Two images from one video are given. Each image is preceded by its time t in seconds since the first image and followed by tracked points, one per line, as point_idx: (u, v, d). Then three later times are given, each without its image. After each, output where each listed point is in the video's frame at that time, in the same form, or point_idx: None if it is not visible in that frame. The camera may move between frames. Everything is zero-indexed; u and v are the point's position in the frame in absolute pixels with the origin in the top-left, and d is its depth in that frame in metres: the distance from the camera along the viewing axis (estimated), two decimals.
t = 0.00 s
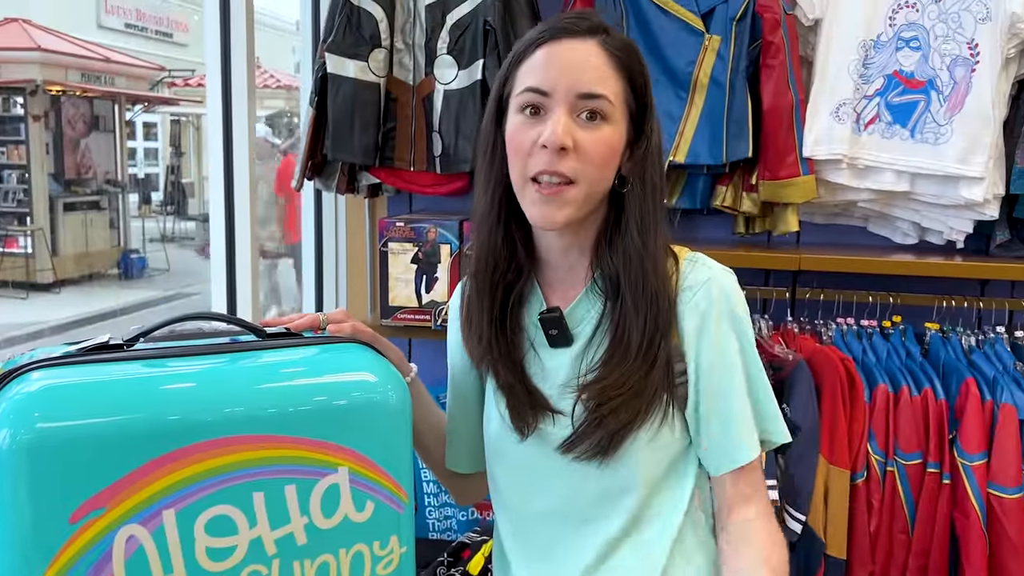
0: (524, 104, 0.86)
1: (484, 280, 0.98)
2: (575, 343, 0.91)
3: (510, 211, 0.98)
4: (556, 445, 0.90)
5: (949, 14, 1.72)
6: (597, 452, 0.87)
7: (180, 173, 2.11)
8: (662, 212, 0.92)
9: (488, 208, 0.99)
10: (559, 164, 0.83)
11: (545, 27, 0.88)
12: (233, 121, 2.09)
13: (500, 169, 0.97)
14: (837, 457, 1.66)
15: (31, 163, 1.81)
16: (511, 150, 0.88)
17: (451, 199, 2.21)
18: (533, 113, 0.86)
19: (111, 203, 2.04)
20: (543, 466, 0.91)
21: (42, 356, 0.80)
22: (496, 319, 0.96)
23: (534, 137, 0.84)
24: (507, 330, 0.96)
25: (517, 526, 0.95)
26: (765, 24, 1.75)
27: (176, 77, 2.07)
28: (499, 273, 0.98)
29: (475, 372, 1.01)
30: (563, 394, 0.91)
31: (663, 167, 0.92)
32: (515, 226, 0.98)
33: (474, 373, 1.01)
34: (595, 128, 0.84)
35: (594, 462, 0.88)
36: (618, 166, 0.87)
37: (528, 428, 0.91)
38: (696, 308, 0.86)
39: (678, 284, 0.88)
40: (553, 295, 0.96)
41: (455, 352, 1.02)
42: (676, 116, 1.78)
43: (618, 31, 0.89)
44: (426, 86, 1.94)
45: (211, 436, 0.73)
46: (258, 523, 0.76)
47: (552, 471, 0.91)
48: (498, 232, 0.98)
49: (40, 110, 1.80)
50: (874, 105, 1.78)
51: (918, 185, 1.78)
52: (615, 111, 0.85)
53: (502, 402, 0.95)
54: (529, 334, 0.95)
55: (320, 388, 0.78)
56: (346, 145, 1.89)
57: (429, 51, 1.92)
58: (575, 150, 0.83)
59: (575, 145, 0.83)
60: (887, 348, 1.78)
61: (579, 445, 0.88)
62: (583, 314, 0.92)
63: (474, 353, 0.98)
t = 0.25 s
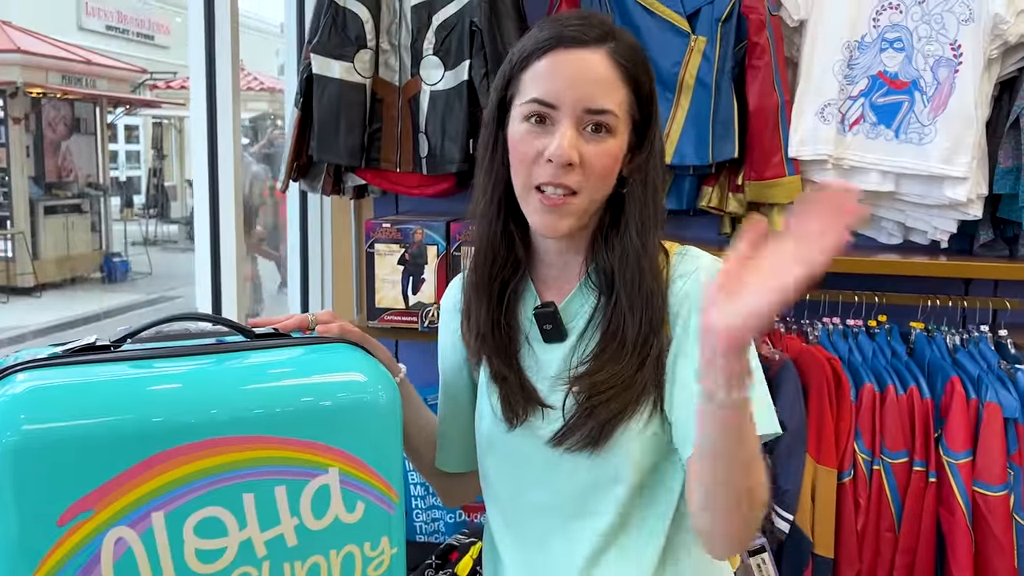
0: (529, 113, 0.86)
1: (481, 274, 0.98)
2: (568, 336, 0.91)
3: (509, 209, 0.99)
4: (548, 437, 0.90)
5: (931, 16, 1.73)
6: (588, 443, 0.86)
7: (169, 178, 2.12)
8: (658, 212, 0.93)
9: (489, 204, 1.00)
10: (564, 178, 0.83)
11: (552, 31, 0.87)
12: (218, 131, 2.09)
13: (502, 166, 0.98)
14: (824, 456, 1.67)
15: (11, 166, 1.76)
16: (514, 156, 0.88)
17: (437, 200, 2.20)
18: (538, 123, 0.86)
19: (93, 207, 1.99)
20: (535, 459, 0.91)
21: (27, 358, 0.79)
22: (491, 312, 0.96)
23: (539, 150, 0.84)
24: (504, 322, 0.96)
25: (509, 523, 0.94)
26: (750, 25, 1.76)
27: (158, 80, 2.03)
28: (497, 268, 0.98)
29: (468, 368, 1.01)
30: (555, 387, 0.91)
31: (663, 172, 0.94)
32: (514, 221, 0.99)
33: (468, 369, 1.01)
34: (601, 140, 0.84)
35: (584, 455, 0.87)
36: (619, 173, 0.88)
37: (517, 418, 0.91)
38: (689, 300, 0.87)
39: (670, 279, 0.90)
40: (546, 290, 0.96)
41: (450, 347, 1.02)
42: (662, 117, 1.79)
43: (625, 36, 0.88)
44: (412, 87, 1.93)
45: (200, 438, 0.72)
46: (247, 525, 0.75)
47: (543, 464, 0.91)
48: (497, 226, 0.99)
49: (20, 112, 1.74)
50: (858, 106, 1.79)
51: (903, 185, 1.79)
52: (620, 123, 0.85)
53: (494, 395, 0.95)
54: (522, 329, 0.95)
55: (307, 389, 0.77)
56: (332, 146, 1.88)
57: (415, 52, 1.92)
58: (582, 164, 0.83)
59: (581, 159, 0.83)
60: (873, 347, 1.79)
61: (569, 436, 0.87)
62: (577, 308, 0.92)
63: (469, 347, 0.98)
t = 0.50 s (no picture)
0: (533, 103, 0.85)
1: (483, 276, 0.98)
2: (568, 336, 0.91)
3: (513, 209, 0.99)
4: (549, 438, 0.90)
5: (922, 15, 1.74)
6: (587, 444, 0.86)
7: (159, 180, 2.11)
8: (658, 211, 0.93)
9: (492, 205, 0.99)
10: (568, 165, 0.82)
11: (551, 23, 0.87)
12: (208, 134, 2.09)
13: (506, 167, 0.97)
14: (817, 454, 1.68)
15: None
16: (517, 147, 0.87)
17: (428, 200, 2.20)
18: (541, 112, 0.85)
19: (78, 208, 1.93)
20: (534, 459, 0.91)
21: (21, 359, 0.78)
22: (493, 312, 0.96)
23: (542, 138, 0.83)
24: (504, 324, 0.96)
25: (511, 526, 0.94)
26: (742, 24, 1.76)
27: (144, 80, 2.01)
28: (495, 268, 0.99)
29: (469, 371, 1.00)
30: (555, 387, 0.90)
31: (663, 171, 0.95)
32: (517, 222, 0.98)
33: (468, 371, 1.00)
34: (604, 129, 0.83)
35: (586, 454, 0.87)
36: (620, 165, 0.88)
37: (521, 420, 0.90)
38: (682, 295, 0.87)
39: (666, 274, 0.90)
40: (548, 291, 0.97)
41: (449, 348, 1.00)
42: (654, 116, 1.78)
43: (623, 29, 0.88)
44: (404, 86, 1.93)
45: (196, 439, 0.71)
46: (245, 526, 0.74)
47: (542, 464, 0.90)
48: (501, 227, 0.98)
49: (4, 112, 1.69)
50: (850, 105, 1.80)
51: (894, 183, 1.80)
52: (623, 112, 0.85)
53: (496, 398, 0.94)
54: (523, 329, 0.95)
55: (298, 389, 0.76)
56: (323, 145, 1.87)
57: (406, 51, 1.91)
58: (585, 151, 0.82)
59: (586, 146, 0.82)
60: (864, 345, 1.80)
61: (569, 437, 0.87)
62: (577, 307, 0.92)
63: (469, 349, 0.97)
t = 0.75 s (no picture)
0: (507, 114, 0.84)
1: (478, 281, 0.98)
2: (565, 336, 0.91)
3: (502, 211, 0.98)
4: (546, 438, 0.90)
5: (913, 14, 1.75)
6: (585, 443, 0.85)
7: (137, 181, 2.07)
8: (652, 207, 0.92)
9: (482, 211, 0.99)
10: (546, 176, 0.82)
11: (523, 29, 0.85)
12: (198, 135, 2.00)
13: (492, 172, 0.97)
14: (811, 452, 1.68)
15: None
16: (498, 156, 0.86)
17: (421, 200, 2.19)
18: (516, 125, 0.84)
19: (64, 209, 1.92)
20: (531, 459, 0.91)
21: (13, 361, 0.77)
22: (491, 315, 0.96)
23: (520, 150, 0.83)
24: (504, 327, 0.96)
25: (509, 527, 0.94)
26: (735, 23, 1.76)
27: (129, 80, 1.99)
28: (495, 272, 0.98)
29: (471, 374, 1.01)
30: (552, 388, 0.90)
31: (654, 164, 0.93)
32: (509, 224, 0.98)
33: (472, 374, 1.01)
34: (581, 134, 0.83)
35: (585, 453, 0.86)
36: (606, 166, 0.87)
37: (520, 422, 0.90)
38: (680, 295, 0.86)
39: (666, 274, 0.89)
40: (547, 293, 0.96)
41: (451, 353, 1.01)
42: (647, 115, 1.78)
43: (596, 23, 0.86)
44: (395, 85, 1.92)
45: (193, 440, 0.70)
46: (245, 529, 0.73)
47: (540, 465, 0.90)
48: (491, 230, 0.98)
49: None
50: (842, 104, 1.81)
51: (886, 182, 1.80)
52: (600, 115, 0.83)
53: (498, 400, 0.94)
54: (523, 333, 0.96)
55: (292, 391, 0.74)
56: (315, 145, 1.86)
57: (399, 50, 1.90)
58: (561, 160, 0.81)
59: (561, 156, 0.81)
60: (857, 344, 1.80)
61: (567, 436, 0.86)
62: (576, 307, 0.92)
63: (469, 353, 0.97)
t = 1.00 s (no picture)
0: (529, 98, 0.83)
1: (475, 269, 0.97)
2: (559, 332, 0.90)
3: (504, 201, 0.98)
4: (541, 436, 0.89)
5: (907, 11, 1.74)
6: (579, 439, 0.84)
7: (99, 178, 2.05)
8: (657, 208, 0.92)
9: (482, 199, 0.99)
10: (562, 164, 0.81)
11: (552, 16, 0.84)
12: (189, 130, 1.99)
13: (491, 158, 0.97)
14: (807, 450, 1.68)
15: None
16: (512, 140, 0.85)
17: (413, 197, 2.18)
18: (537, 108, 0.83)
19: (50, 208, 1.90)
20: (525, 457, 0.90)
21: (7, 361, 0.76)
22: (487, 303, 0.95)
23: (537, 136, 0.82)
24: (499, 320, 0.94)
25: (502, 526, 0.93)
26: (730, 20, 1.76)
27: (116, 79, 1.98)
28: (491, 261, 0.97)
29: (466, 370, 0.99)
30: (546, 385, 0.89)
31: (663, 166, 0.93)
32: (510, 213, 0.98)
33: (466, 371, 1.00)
34: (601, 127, 0.82)
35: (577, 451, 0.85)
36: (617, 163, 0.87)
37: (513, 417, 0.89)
38: (673, 290, 0.85)
39: (661, 268, 0.88)
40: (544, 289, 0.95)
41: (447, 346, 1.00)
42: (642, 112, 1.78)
43: (627, 23, 0.86)
44: (388, 82, 1.91)
45: (190, 441, 0.69)
46: (244, 532, 0.72)
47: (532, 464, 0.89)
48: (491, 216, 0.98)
49: None
50: (837, 101, 1.80)
51: (880, 179, 1.80)
52: (621, 111, 0.83)
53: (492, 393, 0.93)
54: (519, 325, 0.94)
55: (284, 391, 0.73)
56: (307, 143, 1.84)
57: (392, 47, 1.89)
58: (579, 149, 0.81)
59: (579, 145, 0.81)
60: (853, 341, 1.80)
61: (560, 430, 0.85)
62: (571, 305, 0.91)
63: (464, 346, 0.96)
